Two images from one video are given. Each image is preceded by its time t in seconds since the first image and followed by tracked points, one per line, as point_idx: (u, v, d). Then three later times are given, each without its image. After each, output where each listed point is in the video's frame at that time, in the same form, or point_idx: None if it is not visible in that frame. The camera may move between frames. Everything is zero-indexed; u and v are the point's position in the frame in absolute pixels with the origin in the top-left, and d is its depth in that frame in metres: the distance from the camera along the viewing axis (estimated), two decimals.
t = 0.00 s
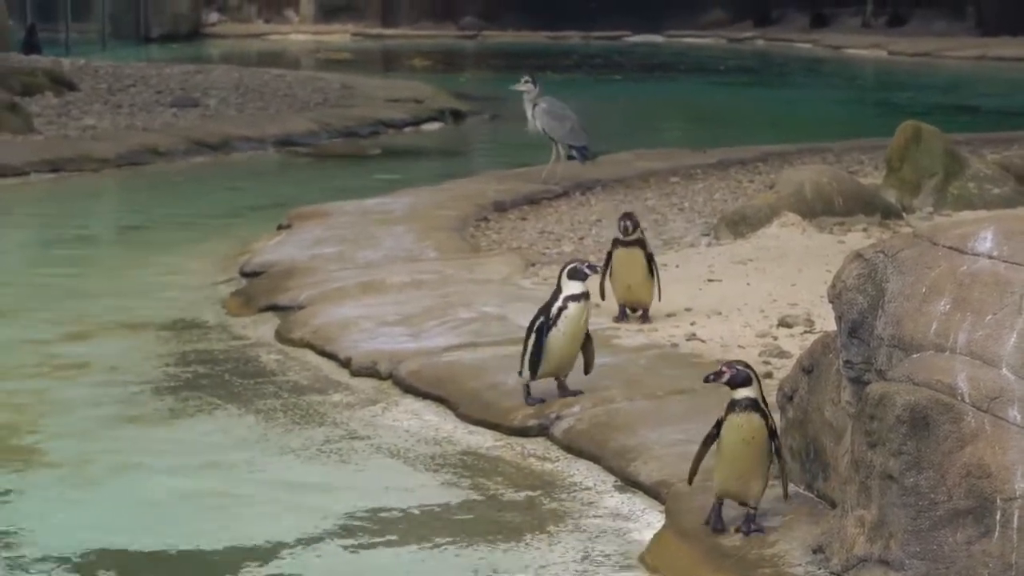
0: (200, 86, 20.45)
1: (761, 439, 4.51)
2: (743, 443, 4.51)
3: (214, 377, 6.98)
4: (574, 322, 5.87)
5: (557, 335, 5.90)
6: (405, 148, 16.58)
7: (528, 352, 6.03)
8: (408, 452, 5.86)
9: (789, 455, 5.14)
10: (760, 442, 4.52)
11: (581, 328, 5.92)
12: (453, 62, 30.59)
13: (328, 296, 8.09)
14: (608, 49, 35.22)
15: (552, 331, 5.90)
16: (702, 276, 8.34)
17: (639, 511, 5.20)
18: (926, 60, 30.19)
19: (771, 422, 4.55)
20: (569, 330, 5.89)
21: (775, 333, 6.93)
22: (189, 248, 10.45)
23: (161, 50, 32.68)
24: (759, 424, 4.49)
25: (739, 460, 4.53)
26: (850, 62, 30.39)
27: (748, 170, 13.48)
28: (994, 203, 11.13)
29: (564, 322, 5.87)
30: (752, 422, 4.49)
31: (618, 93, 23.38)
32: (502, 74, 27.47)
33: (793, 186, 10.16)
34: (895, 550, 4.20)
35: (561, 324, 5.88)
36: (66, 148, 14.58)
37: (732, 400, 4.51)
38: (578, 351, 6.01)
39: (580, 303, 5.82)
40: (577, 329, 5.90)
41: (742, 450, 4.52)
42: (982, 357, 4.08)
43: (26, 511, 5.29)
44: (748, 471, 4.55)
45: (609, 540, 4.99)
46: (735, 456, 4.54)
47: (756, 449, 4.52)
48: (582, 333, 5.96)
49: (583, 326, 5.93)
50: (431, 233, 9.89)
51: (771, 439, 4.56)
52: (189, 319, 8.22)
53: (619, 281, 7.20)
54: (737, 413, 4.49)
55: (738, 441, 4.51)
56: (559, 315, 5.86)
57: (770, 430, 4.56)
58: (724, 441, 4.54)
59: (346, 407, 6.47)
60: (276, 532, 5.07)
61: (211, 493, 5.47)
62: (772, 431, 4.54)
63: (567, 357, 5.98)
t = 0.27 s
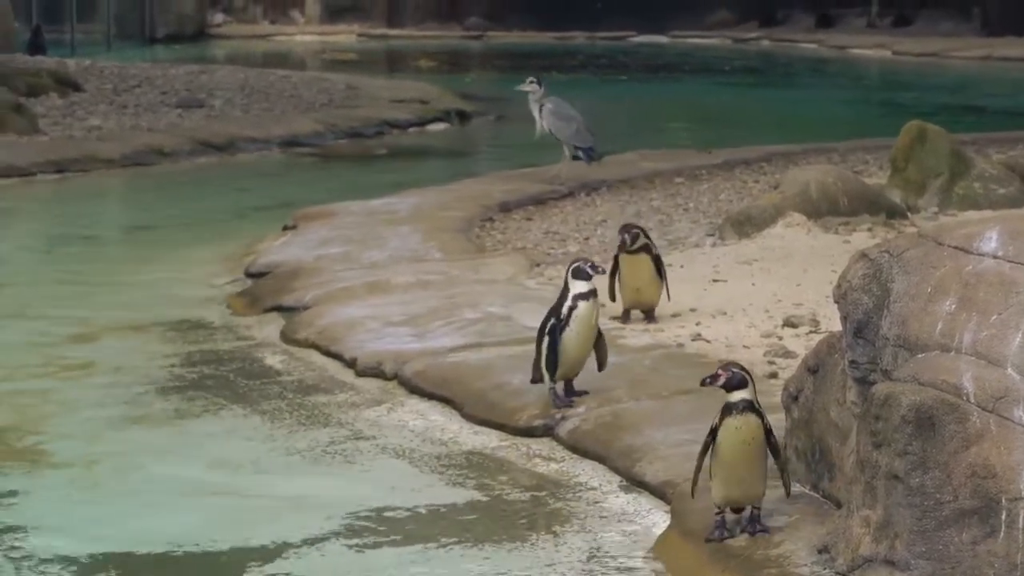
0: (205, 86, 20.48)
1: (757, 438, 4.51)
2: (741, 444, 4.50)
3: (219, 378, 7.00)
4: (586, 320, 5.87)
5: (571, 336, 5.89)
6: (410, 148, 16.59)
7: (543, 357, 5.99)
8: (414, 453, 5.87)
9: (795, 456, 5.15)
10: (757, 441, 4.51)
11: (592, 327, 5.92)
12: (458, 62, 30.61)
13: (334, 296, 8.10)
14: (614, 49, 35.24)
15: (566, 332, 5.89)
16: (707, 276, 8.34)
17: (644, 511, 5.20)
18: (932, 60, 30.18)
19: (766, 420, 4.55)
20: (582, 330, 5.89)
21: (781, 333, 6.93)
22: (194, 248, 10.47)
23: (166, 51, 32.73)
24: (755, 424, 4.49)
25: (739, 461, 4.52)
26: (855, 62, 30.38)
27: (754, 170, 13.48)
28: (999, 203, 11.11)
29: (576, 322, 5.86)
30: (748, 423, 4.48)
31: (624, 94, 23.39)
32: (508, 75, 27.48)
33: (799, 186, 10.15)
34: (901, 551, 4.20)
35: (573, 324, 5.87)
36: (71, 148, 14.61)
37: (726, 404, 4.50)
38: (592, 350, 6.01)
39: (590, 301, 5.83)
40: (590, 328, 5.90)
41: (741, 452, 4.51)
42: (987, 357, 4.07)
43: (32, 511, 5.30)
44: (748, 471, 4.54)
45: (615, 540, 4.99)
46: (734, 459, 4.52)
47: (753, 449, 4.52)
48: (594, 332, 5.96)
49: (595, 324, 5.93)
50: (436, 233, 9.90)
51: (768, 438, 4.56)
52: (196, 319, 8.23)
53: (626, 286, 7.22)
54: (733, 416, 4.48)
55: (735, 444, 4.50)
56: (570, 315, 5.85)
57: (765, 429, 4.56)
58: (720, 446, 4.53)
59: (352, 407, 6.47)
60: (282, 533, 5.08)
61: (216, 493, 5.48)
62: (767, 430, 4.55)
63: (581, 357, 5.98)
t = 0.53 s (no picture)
0: (207, 86, 20.47)
1: (742, 440, 4.50)
2: (723, 445, 4.52)
3: (220, 376, 7.00)
4: (578, 323, 5.84)
5: (564, 339, 5.86)
6: (412, 147, 16.59)
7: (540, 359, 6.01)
8: (415, 452, 5.87)
9: (796, 454, 5.15)
10: (741, 443, 4.51)
11: (587, 330, 5.88)
12: (460, 62, 30.60)
13: (336, 295, 8.11)
14: (617, 49, 35.23)
15: (558, 336, 5.87)
16: (709, 276, 8.34)
17: (646, 509, 5.21)
18: (934, 59, 30.16)
19: (753, 422, 4.54)
20: (574, 333, 5.86)
21: (783, 332, 6.93)
22: (195, 247, 10.47)
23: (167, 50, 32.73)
24: (738, 424, 4.50)
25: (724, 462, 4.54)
26: (857, 61, 30.37)
27: (756, 169, 13.47)
28: (1002, 202, 11.11)
29: (568, 324, 5.84)
30: (730, 424, 4.50)
31: (627, 93, 23.38)
32: (511, 74, 27.47)
33: (801, 186, 10.15)
34: (902, 549, 4.18)
35: (566, 327, 5.85)
36: (73, 147, 14.61)
37: (710, 405, 4.54)
38: (588, 353, 5.96)
39: (581, 304, 5.80)
40: (583, 331, 5.86)
41: (724, 453, 4.53)
42: (989, 356, 4.08)
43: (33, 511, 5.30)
44: (735, 472, 4.55)
45: (616, 539, 5.00)
46: (718, 460, 4.55)
47: (738, 450, 4.52)
48: (590, 335, 5.91)
49: (590, 328, 5.89)
50: (438, 232, 9.90)
51: (757, 439, 4.55)
52: (197, 318, 8.23)
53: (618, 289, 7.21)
54: (715, 416, 4.51)
55: (718, 444, 4.53)
56: (561, 318, 5.84)
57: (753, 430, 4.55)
58: (706, 445, 4.57)
59: (353, 406, 6.48)
60: (284, 531, 5.08)
61: (217, 492, 5.49)
62: (754, 432, 4.53)
63: (578, 359, 5.95)
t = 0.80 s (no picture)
0: (204, 81, 20.46)
1: (742, 439, 4.49)
2: (723, 442, 4.51)
3: (218, 372, 7.00)
4: (584, 321, 5.73)
5: (568, 335, 5.78)
6: (411, 143, 16.58)
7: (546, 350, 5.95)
8: (413, 448, 5.87)
9: (794, 450, 5.15)
10: (741, 442, 4.50)
11: (593, 328, 5.77)
12: (457, 57, 30.59)
13: (334, 291, 8.10)
14: (614, 44, 35.22)
15: (563, 331, 5.79)
16: (706, 272, 8.33)
17: (644, 505, 5.20)
18: (932, 55, 30.17)
19: (755, 421, 4.52)
20: (579, 330, 5.76)
21: (780, 328, 6.93)
22: (193, 243, 10.46)
23: (164, 46, 32.72)
24: (739, 423, 4.48)
25: (723, 459, 4.54)
26: (855, 57, 30.37)
27: (754, 165, 13.47)
28: (1000, 197, 11.11)
29: (573, 322, 5.74)
30: (731, 422, 4.48)
31: (625, 89, 23.37)
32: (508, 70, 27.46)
33: (799, 181, 10.14)
34: (900, 545, 4.19)
35: (571, 323, 5.75)
36: (70, 143, 14.59)
37: (713, 400, 4.53)
38: (592, 350, 5.87)
39: (588, 303, 5.67)
40: (589, 329, 5.76)
41: (723, 450, 4.52)
42: (987, 352, 4.08)
43: (30, 506, 5.30)
44: (734, 470, 4.54)
45: (614, 534, 5.00)
46: (718, 456, 4.54)
47: (738, 448, 4.51)
48: (596, 333, 5.81)
49: (597, 325, 5.78)
50: (436, 228, 9.89)
51: (759, 439, 4.53)
52: (195, 314, 8.23)
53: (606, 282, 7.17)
54: (717, 412, 4.50)
55: (718, 440, 4.52)
56: (568, 314, 5.73)
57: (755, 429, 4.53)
58: (707, 440, 4.57)
59: (352, 402, 6.47)
60: (282, 527, 5.08)
61: (214, 488, 5.48)
62: (755, 431, 4.51)
63: (582, 357, 5.87)
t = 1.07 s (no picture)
0: (204, 78, 20.46)
1: (748, 435, 4.49)
2: (729, 438, 4.50)
3: (218, 368, 7.00)
4: (597, 317, 5.71)
5: (581, 329, 5.77)
6: (411, 139, 16.57)
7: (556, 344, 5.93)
8: (413, 444, 5.87)
9: (794, 447, 5.16)
10: (747, 438, 4.49)
11: (606, 323, 5.75)
12: (457, 54, 30.57)
13: (334, 287, 8.10)
14: (614, 40, 35.20)
15: (575, 324, 5.77)
16: (707, 268, 8.33)
17: (644, 502, 5.21)
18: (932, 52, 30.15)
19: (761, 417, 4.51)
20: (592, 325, 5.75)
21: (780, 325, 6.93)
22: (192, 240, 10.46)
23: (164, 43, 32.73)
24: (746, 418, 4.47)
25: (728, 455, 4.53)
26: (855, 53, 30.36)
27: (754, 161, 13.47)
28: (1000, 194, 11.11)
29: (587, 316, 5.72)
30: (738, 418, 4.47)
31: (625, 85, 23.36)
32: (508, 67, 27.45)
33: (799, 178, 10.15)
34: (900, 541, 4.19)
35: (584, 318, 5.74)
36: (70, 140, 14.59)
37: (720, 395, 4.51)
38: (602, 344, 5.86)
39: (603, 299, 5.66)
40: (601, 325, 5.74)
41: (729, 446, 4.52)
42: (987, 348, 4.08)
43: (31, 503, 5.30)
44: (739, 465, 4.54)
45: (614, 531, 5.00)
46: (723, 451, 4.54)
47: (743, 444, 4.50)
48: (608, 328, 5.79)
49: (609, 321, 5.76)
50: (436, 225, 9.89)
51: (763, 434, 4.53)
52: (196, 310, 8.23)
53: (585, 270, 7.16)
54: (724, 407, 4.48)
55: (724, 436, 4.51)
56: (581, 309, 5.72)
57: (760, 426, 4.53)
58: (713, 434, 4.55)
59: (352, 398, 6.48)
60: (282, 523, 5.08)
61: (214, 484, 5.49)
62: (761, 427, 4.51)
63: (590, 352, 5.86)
